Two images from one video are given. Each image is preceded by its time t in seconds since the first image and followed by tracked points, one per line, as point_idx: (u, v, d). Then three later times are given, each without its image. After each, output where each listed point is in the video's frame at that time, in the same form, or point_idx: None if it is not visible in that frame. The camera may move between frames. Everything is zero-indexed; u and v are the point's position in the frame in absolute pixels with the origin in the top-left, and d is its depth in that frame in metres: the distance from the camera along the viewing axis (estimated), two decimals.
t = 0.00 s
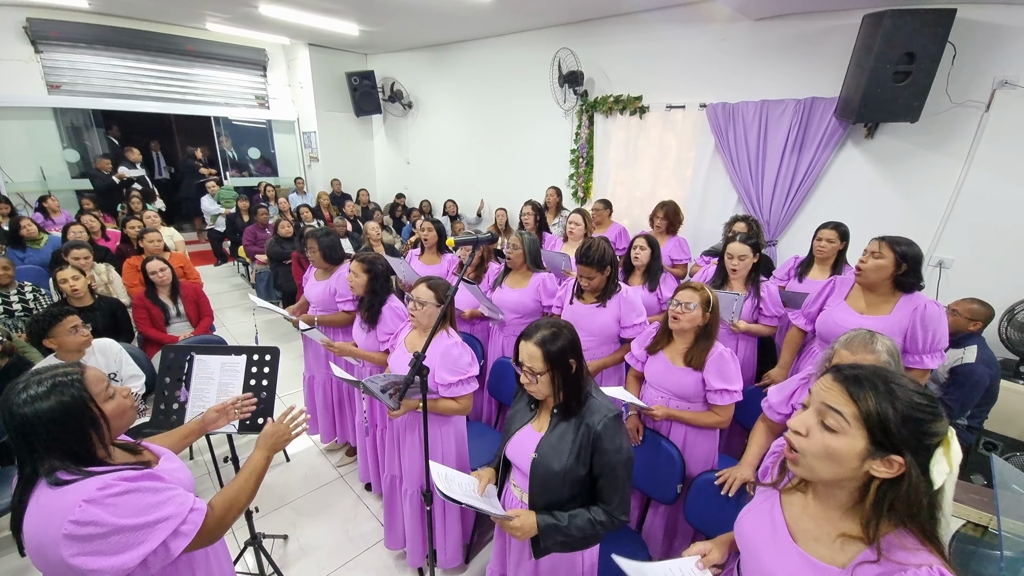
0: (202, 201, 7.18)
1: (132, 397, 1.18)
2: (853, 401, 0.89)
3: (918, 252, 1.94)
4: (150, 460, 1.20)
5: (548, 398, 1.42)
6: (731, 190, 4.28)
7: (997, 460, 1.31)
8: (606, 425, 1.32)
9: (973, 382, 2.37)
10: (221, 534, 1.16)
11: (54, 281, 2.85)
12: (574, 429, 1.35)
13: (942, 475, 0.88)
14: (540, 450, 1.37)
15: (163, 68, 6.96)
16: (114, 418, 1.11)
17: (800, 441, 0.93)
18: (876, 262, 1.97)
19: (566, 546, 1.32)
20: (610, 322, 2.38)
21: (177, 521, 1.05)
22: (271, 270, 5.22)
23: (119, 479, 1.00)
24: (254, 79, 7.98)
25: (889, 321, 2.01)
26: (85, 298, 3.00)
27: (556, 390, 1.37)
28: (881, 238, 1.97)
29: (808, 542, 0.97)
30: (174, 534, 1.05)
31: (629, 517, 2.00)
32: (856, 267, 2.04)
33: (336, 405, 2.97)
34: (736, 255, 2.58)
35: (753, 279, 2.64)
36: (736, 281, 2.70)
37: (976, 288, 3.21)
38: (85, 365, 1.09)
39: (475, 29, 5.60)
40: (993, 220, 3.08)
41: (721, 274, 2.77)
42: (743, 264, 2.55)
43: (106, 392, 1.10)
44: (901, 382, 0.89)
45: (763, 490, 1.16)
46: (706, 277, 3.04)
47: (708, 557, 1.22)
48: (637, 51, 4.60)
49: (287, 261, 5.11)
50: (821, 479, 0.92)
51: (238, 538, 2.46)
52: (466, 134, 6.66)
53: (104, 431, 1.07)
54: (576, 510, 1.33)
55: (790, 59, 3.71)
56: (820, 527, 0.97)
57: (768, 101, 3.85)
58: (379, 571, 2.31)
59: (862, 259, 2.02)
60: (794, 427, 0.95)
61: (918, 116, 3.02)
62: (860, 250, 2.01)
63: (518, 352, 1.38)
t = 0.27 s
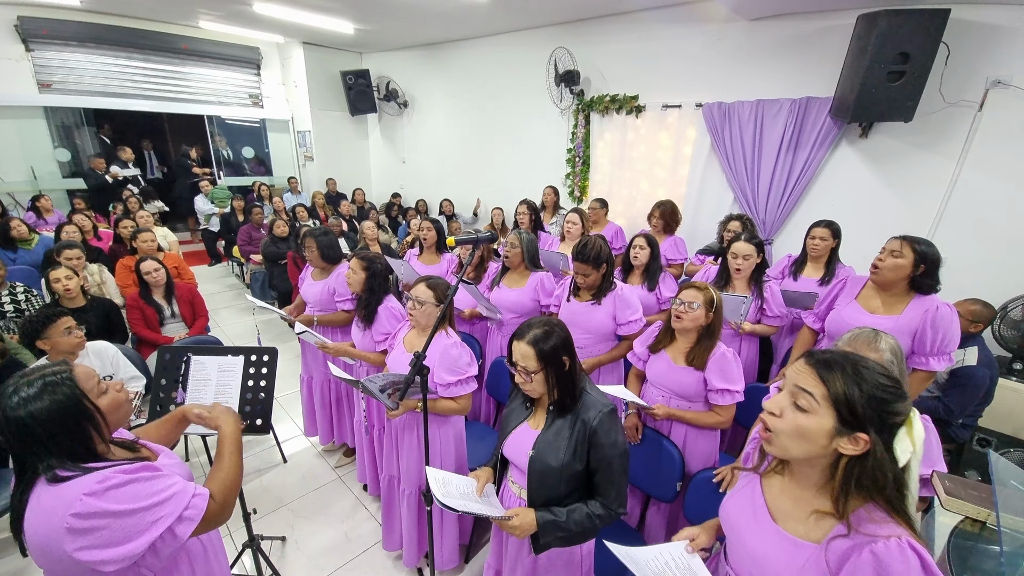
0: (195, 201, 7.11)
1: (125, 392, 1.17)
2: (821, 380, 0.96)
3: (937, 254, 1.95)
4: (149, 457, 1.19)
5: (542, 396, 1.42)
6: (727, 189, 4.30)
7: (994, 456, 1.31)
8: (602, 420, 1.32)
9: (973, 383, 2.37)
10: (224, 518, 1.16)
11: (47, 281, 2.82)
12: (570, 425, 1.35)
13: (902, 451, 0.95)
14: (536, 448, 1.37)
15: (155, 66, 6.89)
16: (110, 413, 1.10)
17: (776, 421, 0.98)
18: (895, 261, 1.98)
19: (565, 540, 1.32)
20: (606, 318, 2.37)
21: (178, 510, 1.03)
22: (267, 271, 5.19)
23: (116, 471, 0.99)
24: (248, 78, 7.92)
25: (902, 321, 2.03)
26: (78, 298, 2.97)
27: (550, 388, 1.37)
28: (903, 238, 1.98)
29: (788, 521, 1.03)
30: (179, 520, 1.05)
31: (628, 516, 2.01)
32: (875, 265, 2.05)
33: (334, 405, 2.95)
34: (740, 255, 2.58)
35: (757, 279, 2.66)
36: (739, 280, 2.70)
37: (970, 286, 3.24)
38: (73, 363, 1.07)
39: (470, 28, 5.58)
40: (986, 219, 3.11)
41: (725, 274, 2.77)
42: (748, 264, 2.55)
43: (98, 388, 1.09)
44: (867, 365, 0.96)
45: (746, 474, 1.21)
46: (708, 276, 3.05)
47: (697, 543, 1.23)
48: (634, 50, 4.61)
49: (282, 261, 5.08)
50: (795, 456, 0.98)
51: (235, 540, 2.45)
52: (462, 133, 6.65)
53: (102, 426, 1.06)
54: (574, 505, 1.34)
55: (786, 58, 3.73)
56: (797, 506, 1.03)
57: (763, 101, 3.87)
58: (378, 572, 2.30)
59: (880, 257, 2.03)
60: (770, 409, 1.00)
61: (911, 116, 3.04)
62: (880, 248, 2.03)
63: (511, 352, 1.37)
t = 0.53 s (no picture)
0: (189, 201, 7.04)
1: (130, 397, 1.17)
2: (795, 360, 1.00)
3: (941, 259, 1.97)
4: (142, 459, 1.17)
5: (542, 396, 1.42)
6: (723, 188, 4.32)
7: (990, 452, 1.33)
8: (604, 417, 1.32)
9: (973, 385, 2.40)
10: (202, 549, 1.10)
11: (40, 282, 2.79)
12: (572, 424, 1.35)
13: (870, 423, 0.99)
14: (538, 447, 1.37)
15: (148, 65, 6.82)
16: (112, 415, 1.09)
17: (756, 403, 1.03)
18: (898, 264, 2.00)
19: (569, 539, 1.33)
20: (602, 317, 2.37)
21: (157, 528, 1.00)
22: (262, 271, 5.15)
23: (105, 479, 0.97)
24: (242, 77, 7.87)
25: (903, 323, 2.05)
26: (71, 300, 2.93)
27: (551, 387, 1.37)
28: (907, 241, 2.00)
29: (758, 497, 1.06)
30: (151, 543, 1.00)
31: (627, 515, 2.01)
32: (878, 267, 2.07)
33: (331, 405, 2.94)
34: (739, 255, 2.59)
35: (757, 279, 2.66)
36: (739, 279, 2.70)
37: (962, 285, 3.28)
38: (91, 361, 1.08)
39: (466, 27, 5.57)
40: (978, 218, 3.16)
41: (724, 273, 2.77)
42: (747, 263, 2.56)
43: (108, 389, 1.09)
44: (836, 346, 1.01)
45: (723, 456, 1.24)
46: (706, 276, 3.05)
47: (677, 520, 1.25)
48: (630, 50, 4.62)
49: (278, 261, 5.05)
50: (771, 434, 1.02)
51: (232, 543, 2.43)
52: (458, 133, 6.64)
53: (101, 426, 1.05)
54: (578, 503, 1.34)
55: (781, 58, 3.75)
56: (767, 482, 1.06)
57: (758, 101, 3.89)
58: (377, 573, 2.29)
59: (885, 260, 2.05)
60: (750, 392, 1.04)
61: (904, 116, 3.07)
62: (884, 251, 2.04)
63: (511, 353, 1.37)
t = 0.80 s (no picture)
0: (182, 202, 6.99)
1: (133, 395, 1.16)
2: (774, 343, 1.04)
3: (940, 259, 1.98)
4: (141, 461, 1.15)
5: (549, 398, 1.42)
6: (718, 188, 4.34)
7: (988, 449, 1.36)
8: (612, 418, 1.35)
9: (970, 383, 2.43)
10: None
11: (34, 283, 2.76)
12: (581, 426, 1.36)
13: (846, 403, 1.03)
14: (547, 450, 1.37)
15: (140, 65, 6.77)
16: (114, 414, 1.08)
17: (738, 385, 1.05)
18: (897, 264, 2.02)
19: (580, 542, 1.34)
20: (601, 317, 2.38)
21: (124, 553, 0.95)
22: (257, 272, 5.13)
23: (91, 487, 0.95)
24: (236, 77, 7.83)
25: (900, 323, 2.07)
26: (65, 302, 2.91)
27: (560, 389, 1.37)
28: (904, 242, 2.02)
29: (741, 475, 1.09)
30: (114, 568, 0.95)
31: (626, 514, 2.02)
32: (877, 267, 2.09)
33: (328, 406, 2.93)
34: (732, 252, 2.62)
35: (751, 276, 2.67)
36: (732, 278, 2.72)
37: (955, 282, 3.32)
38: (96, 358, 1.08)
39: (461, 27, 5.57)
40: (971, 216, 3.19)
41: (718, 274, 2.78)
42: (739, 261, 2.59)
43: (110, 386, 1.08)
44: (811, 330, 1.05)
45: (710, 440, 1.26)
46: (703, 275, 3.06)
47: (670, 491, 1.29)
48: (625, 50, 4.63)
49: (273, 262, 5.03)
50: (752, 415, 1.05)
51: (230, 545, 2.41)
52: (453, 133, 6.63)
53: (104, 425, 1.04)
54: (588, 505, 1.36)
55: (776, 58, 3.77)
56: (750, 461, 1.09)
57: (753, 101, 3.92)
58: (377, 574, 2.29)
59: (883, 260, 2.07)
60: (732, 374, 1.07)
61: (898, 116, 3.10)
62: (883, 252, 2.06)
63: (520, 356, 1.36)
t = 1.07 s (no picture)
0: (179, 202, 6.95)
1: (130, 389, 1.17)
2: (758, 333, 1.06)
3: (942, 257, 2.01)
4: (145, 459, 1.16)
5: (563, 401, 1.43)
6: (715, 187, 4.37)
7: (981, 444, 1.38)
8: (625, 420, 1.37)
9: (965, 379, 2.46)
10: None
11: (33, 284, 2.75)
12: (594, 429, 1.38)
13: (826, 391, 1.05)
14: (562, 453, 1.38)
15: (136, 64, 6.74)
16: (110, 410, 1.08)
17: (722, 372, 1.07)
18: (899, 260, 2.05)
19: (593, 544, 1.36)
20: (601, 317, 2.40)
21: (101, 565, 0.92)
22: (254, 272, 5.12)
23: (83, 489, 0.95)
24: (232, 77, 7.81)
25: (901, 319, 2.10)
26: (64, 302, 2.90)
27: (574, 391, 1.38)
28: (908, 239, 2.05)
29: (731, 461, 1.10)
30: None
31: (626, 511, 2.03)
32: (880, 263, 2.12)
33: (328, 406, 2.93)
34: (722, 248, 2.64)
35: (742, 273, 2.70)
36: (724, 275, 2.75)
37: (950, 281, 3.36)
38: (83, 356, 1.07)
39: (458, 27, 5.58)
40: (965, 215, 3.23)
41: (712, 271, 2.82)
42: (729, 257, 2.61)
43: (104, 383, 1.08)
44: (793, 321, 1.07)
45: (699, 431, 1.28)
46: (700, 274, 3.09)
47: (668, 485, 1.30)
48: (623, 50, 4.65)
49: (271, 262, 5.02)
50: (736, 401, 1.07)
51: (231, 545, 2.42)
52: (451, 132, 6.64)
53: (102, 422, 1.05)
54: (602, 508, 1.37)
55: (772, 58, 3.80)
56: (738, 448, 1.11)
57: (750, 101, 3.95)
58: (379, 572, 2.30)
59: (886, 256, 2.10)
60: (717, 361, 1.10)
61: (892, 116, 3.14)
62: (886, 248, 2.09)
63: (535, 358, 1.37)
